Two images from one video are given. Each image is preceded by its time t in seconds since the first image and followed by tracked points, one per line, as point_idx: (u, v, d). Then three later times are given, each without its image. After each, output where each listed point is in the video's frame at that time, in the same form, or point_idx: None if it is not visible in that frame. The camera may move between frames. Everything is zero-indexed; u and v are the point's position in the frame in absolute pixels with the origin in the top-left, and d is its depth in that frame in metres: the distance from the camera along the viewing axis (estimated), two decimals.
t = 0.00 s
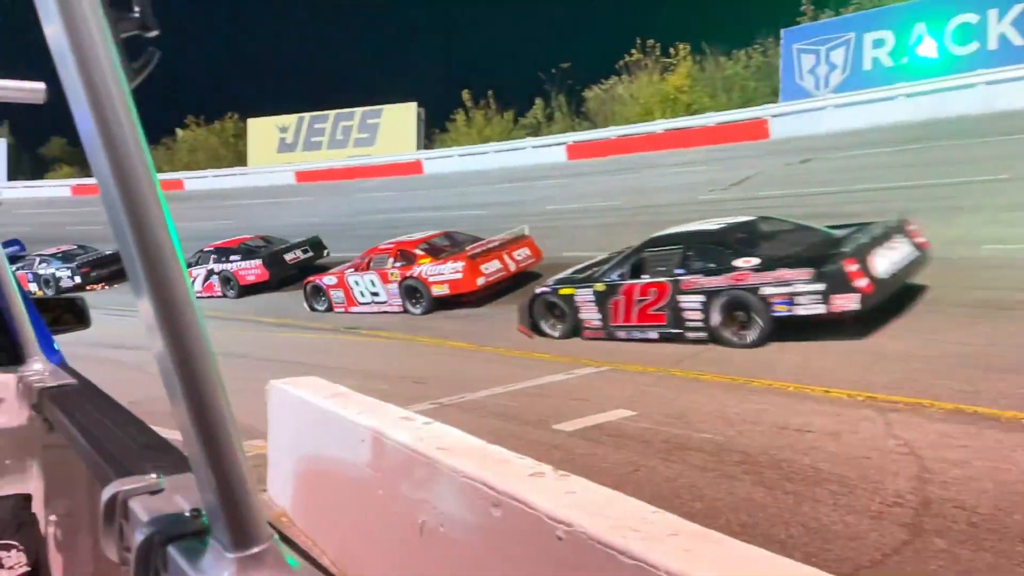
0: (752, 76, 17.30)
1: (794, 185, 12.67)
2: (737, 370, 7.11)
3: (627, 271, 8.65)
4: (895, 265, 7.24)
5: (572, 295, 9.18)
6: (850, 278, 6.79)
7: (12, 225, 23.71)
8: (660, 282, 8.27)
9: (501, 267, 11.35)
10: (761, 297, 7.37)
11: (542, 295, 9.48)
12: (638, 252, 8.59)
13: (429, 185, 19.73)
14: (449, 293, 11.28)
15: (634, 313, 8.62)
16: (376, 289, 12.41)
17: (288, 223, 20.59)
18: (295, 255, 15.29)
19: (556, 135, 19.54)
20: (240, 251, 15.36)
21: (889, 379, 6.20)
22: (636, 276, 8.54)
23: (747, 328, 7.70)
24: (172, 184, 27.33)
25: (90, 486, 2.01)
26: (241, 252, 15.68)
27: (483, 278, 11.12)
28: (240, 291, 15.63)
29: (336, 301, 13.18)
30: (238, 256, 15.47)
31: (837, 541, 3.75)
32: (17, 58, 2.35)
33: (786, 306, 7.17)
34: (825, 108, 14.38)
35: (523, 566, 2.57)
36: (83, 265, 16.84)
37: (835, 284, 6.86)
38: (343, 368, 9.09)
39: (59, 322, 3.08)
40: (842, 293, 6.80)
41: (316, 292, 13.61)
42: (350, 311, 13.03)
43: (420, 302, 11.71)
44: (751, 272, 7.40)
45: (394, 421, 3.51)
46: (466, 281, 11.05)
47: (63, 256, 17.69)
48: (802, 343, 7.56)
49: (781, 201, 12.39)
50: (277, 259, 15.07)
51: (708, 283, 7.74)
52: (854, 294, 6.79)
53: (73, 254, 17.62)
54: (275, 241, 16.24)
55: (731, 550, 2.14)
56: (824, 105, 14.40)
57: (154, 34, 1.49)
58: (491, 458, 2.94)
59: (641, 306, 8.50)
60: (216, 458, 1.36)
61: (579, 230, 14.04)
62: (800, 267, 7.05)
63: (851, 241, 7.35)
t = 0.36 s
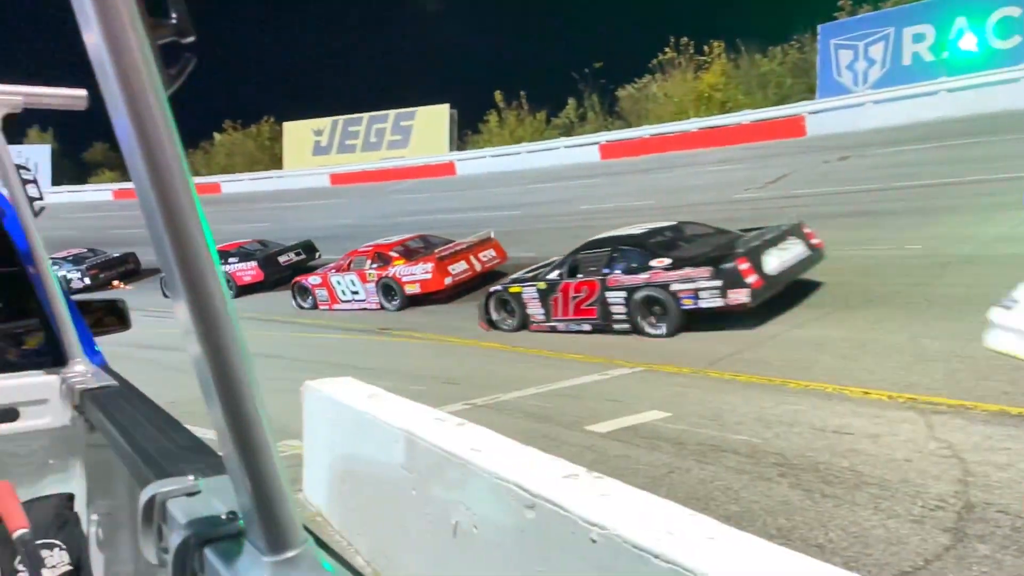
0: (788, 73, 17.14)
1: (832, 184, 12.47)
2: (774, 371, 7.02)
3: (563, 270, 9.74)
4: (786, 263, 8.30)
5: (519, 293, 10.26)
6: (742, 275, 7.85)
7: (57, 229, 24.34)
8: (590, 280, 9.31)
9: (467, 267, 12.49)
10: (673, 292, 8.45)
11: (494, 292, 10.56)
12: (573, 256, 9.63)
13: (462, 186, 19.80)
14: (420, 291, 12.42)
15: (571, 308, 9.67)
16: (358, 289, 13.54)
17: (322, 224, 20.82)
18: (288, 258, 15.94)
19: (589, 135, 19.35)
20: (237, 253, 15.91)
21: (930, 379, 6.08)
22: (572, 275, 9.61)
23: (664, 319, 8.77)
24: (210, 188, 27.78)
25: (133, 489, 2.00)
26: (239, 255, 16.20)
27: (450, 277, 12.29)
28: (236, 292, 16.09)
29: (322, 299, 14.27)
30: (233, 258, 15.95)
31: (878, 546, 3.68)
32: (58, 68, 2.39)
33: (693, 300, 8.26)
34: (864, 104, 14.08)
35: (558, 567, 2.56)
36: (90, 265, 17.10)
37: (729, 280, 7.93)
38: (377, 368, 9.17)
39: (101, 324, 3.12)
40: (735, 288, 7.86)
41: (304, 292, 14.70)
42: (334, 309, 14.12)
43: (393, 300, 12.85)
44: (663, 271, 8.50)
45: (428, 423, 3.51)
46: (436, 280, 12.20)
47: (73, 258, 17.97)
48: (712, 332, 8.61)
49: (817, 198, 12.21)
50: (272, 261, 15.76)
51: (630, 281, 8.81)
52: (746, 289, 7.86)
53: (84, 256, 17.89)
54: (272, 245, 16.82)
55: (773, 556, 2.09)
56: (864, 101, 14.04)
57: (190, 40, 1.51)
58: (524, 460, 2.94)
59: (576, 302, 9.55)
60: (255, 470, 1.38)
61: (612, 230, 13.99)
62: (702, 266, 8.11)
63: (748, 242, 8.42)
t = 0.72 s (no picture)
0: (825, 69, 16.89)
1: (870, 181, 12.25)
2: (812, 370, 6.91)
3: (520, 271, 10.88)
4: (710, 262, 9.41)
5: (485, 291, 11.32)
6: (669, 273, 9.01)
7: (98, 233, 24.88)
8: (544, 280, 10.43)
9: (444, 267, 13.49)
10: (611, 288, 9.63)
11: (464, 291, 11.63)
12: (531, 257, 10.78)
13: (494, 187, 19.83)
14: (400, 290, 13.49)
15: (529, 304, 10.73)
16: (346, 288, 14.63)
17: (355, 226, 21.00)
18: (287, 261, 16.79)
19: (621, 134, 19.21)
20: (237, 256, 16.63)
21: (974, 379, 5.94)
22: (528, 276, 10.74)
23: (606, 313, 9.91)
24: (246, 191, 28.18)
25: (173, 488, 2.02)
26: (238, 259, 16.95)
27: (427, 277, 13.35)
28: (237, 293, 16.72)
29: (316, 298, 15.32)
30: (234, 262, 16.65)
31: (920, 548, 3.61)
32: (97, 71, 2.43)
33: (629, 296, 9.45)
34: (903, 98, 13.75)
35: (593, 569, 2.55)
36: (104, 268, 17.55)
37: (659, 278, 9.10)
38: (410, 369, 9.23)
39: (141, 327, 3.18)
40: (663, 285, 9.01)
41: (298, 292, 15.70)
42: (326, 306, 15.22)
43: (377, 299, 13.87)
44: (604, 270, 9.70)
45: (461, 423, 3.52)
46: (414, 279, 13.26)
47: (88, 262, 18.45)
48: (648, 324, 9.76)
49: (855, 194, 12.01)
50: (272, 263, 16.64)
51: (576, 280, 9.98)
52: (672, 285, 9.00)
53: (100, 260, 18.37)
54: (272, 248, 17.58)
55: (811, 560, 2.06)
56: (902, 96, 13.72)
57: (227, 43, 1.52)
58: (558, 461, 2.93)
59: (532, 298, 10.62)
60: (291, 473, 1.39)
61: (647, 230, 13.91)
62: (635, 266, 9.29)
63: (678, 244, 9.52)
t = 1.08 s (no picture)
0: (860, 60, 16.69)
1: (904, 176, 12.04)
2: (847, 368, 6.81)
3: (487, 270, 12.03)
4: (652, 262, 10.49)
5: (456, 287, 12.50)
6: (612, 272, 10.13)
7: (136, 234, 25.34)
8: (506, 277, 11.63)
9: (424, 265, 14.81)
10: (563, 285, 10.82)
11: (437, 288, 12.81)
12: (496, 258, 11.94)
13: (524, 185, 19.84)
14: (385, 287, 14.75)
15: (493, 299, 11.94)
16: (335, 287, 15.88)
17: (385, 225, 21.15)
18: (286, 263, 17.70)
19: (652, 130, 19.04)
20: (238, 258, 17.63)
21: (1015, 376, 5.80)
22: (492, 274, 11.91)
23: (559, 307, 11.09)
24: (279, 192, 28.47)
25: (210, 486, 2.04)
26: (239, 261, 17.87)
27: (409, 275, 14.65)
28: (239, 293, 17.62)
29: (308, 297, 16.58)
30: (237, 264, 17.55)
31: (959, 549, 3.53)
32: (129, 75, 2.46)
33: (579, 292, 10.62)
34: (942, 89, 13.49)
35: (627, 567, 2.53)
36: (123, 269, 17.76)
37: (604, 276, 10.23)
38: (442, 367, 9.26)
39: (177, 326, 3.23)
40: (607, 282, 10.16)
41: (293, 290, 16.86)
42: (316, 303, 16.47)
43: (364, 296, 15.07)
44: (558, 269, 10.87)
45: (492, 422, 3.53)
46: (397, 277, 14.55)
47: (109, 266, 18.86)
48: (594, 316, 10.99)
49: (890, 189, 11.81)
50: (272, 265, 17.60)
51: (533, 277, 11.19)
52: (615, 283, 10.13)
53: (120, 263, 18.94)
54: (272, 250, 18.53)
55: (850, 559, 2.03)
56: (942, 87, 13.47)
57: (259, 44, 1.53)
58: (589, 460, 2.92)
59: (496, 294, 11.82)
60: (326, 472, 1.40)
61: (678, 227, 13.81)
62: (581, 265, 10.47)
63: (623, 245, 10.62)
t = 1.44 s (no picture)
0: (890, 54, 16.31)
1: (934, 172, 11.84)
2: (877, 367, 6.71)
3: (459, 268, 13.15)
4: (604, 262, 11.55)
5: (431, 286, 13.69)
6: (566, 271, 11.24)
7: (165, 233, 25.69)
8: (473, 276, 12.79)
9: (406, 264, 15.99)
10: (523, 283, 11.95)
11: (414, 285, 14.01)
12: (466, 258, 13.05)
13: (548, 183, 19.79)
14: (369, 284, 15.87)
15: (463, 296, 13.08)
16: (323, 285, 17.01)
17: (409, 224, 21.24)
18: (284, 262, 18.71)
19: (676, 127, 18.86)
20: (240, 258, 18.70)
21: None
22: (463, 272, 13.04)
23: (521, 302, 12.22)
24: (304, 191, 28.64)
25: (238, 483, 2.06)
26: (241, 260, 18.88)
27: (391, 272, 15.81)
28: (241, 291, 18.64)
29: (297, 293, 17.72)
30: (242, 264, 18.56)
31: (992, 552, 3.47)
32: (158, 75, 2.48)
33: (538, 289, 11.72)
34: (972, 84, 12.86)
35: (653, 568, 2.52)
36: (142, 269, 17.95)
37: (559, 275, 11.35)
38: (465, 366, 9.29)
39: (206, 324, 3.28)
40: (561, 280, 11.27)
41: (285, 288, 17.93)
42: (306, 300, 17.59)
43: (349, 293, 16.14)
44: (519, 268, 12.00)
45: (517, 420, 3.53)
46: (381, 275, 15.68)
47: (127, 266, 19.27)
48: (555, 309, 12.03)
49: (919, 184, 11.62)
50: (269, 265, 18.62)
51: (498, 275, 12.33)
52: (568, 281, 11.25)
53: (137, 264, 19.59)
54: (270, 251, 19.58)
55: (878, 561, 2.00)
56: (972, 81, 12.83)
57: (286, 42, 1.53)
58: (614, 459, 2.91)
59: (466, 291, 12.97)
60: (352, 472, 1.40)
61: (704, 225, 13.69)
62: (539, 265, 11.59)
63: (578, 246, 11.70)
